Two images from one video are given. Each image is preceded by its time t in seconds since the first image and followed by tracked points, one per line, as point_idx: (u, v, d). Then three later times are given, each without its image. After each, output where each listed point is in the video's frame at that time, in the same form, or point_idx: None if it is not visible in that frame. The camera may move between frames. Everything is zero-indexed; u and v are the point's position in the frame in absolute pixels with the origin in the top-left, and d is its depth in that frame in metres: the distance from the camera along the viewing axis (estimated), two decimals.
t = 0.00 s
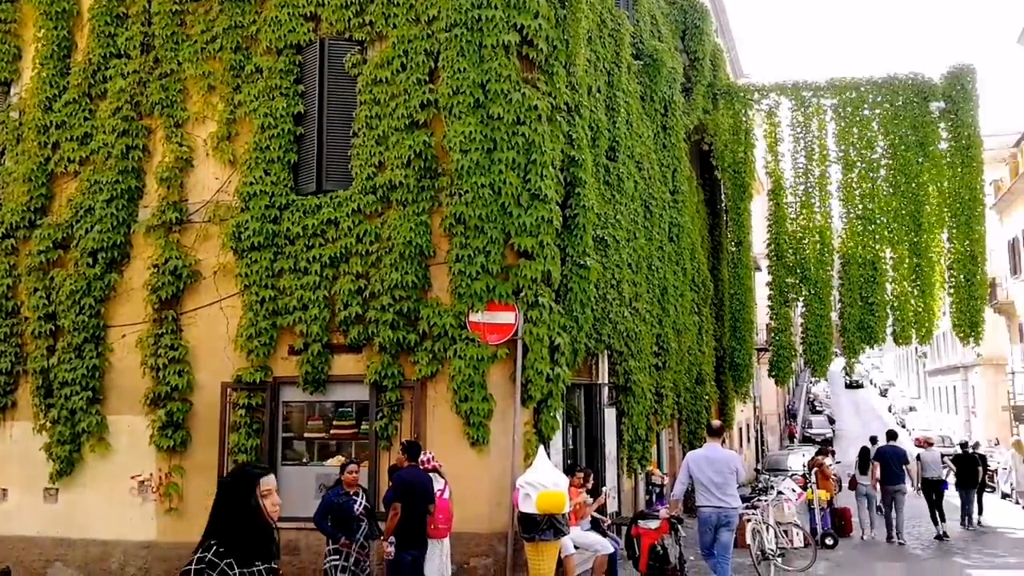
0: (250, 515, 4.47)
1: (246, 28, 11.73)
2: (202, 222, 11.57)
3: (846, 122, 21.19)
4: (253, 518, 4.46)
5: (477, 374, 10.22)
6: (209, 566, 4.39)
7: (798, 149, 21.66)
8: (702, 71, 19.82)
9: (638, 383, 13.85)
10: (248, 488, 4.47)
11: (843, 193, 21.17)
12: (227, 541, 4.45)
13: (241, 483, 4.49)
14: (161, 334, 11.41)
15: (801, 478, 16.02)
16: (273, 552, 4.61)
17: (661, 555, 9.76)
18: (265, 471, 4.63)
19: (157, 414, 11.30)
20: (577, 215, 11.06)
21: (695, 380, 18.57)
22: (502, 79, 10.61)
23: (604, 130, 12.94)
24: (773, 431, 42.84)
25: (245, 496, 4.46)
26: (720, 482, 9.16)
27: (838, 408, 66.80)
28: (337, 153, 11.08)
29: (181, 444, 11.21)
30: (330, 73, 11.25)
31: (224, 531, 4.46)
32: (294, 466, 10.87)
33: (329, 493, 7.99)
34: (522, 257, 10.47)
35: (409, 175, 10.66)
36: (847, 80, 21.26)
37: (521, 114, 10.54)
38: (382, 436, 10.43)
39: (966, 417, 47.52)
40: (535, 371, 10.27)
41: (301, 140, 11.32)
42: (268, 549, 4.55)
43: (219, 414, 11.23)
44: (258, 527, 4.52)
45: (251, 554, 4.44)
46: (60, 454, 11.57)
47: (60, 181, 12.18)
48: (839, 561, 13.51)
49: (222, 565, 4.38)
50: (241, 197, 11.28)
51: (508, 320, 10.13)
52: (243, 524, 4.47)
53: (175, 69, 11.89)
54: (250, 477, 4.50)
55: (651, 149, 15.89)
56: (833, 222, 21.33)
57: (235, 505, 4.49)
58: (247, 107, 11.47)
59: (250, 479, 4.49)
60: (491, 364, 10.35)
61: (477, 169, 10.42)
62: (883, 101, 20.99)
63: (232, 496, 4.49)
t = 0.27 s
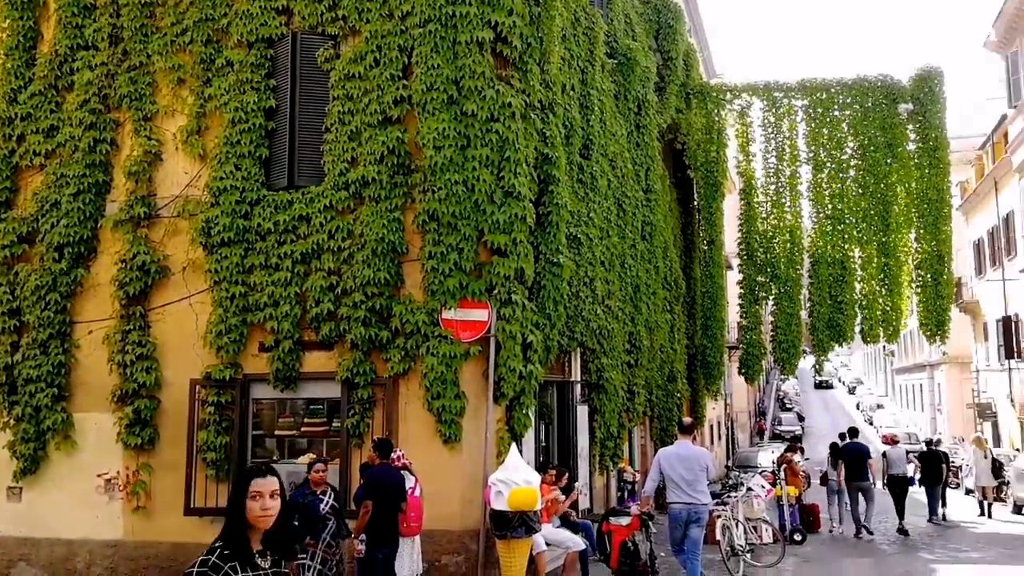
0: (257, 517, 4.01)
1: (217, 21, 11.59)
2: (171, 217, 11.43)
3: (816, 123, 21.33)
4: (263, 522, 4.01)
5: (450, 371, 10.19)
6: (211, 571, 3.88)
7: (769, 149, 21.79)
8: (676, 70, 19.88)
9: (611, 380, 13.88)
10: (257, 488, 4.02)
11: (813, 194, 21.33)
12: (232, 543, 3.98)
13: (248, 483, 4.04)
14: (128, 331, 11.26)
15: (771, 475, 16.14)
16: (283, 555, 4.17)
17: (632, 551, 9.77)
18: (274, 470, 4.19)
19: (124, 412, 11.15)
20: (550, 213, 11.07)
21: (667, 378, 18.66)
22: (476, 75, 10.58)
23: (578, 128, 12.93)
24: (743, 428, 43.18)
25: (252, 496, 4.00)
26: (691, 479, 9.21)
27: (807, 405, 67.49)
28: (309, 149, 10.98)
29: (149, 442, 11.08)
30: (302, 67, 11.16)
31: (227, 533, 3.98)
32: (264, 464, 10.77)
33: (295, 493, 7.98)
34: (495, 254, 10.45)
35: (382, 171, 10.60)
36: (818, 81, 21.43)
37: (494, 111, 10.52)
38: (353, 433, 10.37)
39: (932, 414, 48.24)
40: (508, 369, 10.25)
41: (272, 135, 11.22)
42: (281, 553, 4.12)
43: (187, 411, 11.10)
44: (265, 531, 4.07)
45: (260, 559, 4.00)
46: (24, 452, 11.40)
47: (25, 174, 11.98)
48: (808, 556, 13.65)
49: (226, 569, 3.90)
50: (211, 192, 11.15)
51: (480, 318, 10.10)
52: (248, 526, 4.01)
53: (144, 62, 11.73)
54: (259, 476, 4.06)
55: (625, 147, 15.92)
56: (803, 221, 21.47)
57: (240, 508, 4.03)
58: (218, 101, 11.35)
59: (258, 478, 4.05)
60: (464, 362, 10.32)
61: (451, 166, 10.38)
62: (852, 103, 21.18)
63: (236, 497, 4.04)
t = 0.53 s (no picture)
0: (260, 508, 3.78)
1: (186, 9, 11.44)
2: (138, 208, 11.27)
3: (786, 120, 21.47)
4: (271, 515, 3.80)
5: (421, 365, 10.15)
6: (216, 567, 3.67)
7: (741, 145, 21.90)
8: (649, 66, 19.92)
9: (582, 375, 13.86)
10: (259, 478, 3.80)
11: (783, 190, 21.49)
12: (238, 536, 3.76)
13: (250, 474, 3.83)
14: (94, 323, 11.10)
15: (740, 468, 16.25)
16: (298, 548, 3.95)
17: (603, 544, 9.79)
18: (283, 460, 3.96)
19: (89, 405, 10.99)
20: (523, 207, 11.04)
21: (638, 372, 18.74)
22: (449, 68, 10.52)
23: (551, 122, 12.91)
24: (713, 422, 43.50)
25: (254, 487, 3.78)
26: (660, 472, 9.25)
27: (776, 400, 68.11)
28: (279, 140, 10.87)
29: (114, 436, 10.93)
30: (273, 57, 11.03)
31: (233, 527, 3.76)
32: (231, 458, 10.65)
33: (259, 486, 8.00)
34: (467, 248, 10.41)
35: (353, 164, 10.52)
36: (789, 78, 21.57)
37: (467, 104, 10.47)
38: (323, 427, 10.30)
39: (898, 409, 48.92)
40: (479, 363, 10.23)
41: (242, 125, 11.09)
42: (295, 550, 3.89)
43: (153, 405, 10.97)
44: (274, 524, 3.85)
45: (267, 552, 3.77)
46: None
47: None
48: (775, 549, 13.77)
49: (231, 563, 3.68)
50: (179, 183, 11.01)
51: (452, 311, 10.16)
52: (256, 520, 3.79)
53: (111, 50, 11.54)
54: (261, 467, 3.84)
55: (597, 142, 15.92)
56: (773, 217, 21.62)
57: (243, 501, 3.81)
58: (186, 90, 11.19)
59: (260, 469, 3.84)
60: (435, 356, 10.29)
61: (423, 159, 10.33)
62: (822, 100, 21.34)
63: (239, 489, 3.82)
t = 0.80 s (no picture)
0: (260, 503, 3.70)
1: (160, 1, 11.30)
2: (110, 202, 11.12)
3: (763, 117, 21.59)
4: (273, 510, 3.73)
5: (398, 360, 10.10)
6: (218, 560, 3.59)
7: (718, 141, 21.97)
8: (627, 62, 19.92)
9: (560, 371, 13.79)
10: (260, 471, 3.75)
11: (760, 186, 21.61)
12: (238, 529, 3.68)
13: (252, 467, 3.78)
14: (66, 318, 10.96)
15: (716, 463, 16.33)
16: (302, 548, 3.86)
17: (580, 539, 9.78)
18: (286, 459, 3.92)
19: (61, 401, 10.85)
20: (501, 202, 11.02)
21: (616, 367, 18.78)
22: (426, 62, 10.46)
23: (529, 117, 12.88)
24: (690, 417, 43.71)
25: (255, 480, 3.72)
26: (638, 467, 9.26)
27: (752, 395, 68.56)
28: (254, 133, 10.77)
29: (87, 433, 10.80)
30: (248, 50, 10.93)
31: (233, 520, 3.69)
32: (206, 455, 10.55)
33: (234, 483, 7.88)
34: (445, 243, 10.36)
35: (330, 158, 10.45)
36: (766, 75, 21.66)
37: (445, 98, 10.41)
38: (299, 423, 10.24)
39: (872, 404, 49.41)
40: (457, 358, 10.20)
41: (217, 119, 10.97)
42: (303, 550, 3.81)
43: (127, 401, 10.85)
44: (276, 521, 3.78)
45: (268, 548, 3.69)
46: None
47: None
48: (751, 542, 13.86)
49: (230, 556, 3.60)
50: (152, 176, 10.88)
51: (429, 307, 9.98)
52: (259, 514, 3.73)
53: (83, 41, 11.37)
54: (263, 461, 3.79)
55: (575, 138, 15.92)
56: (750, 213, 21.73)
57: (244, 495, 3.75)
58: (160, 82, 11.06)
59: (262, 462, 3.79)
60: (413, 352, 10.25)
61: (400, 154, 10.27)
62: (798, 97, 21.47)
63: (241, 483, 3.76)
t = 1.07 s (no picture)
0: (239, 496, 3.75)
1: None
2: (83, 194, 10.98)
3: (740, 115, 21.70)
4: (252, 503, 3.76)
5: (374, 355, 10.06)
6: (196, 559, 3.68)
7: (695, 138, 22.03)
8: (605, 57, 19.93)
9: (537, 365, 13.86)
10: (240, 465, 3.80)
11: (736, 184, 21.73)
12: (217, 525, 3.75)
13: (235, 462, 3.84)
14: (36, 311, 10.82)
15: (691, 458, 16.40)
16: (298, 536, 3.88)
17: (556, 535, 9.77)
18: (274, 450, 3.94)
19: (31, 395, 10.72)
20: (479, 197, 11.00)
21: (593, 363, 18.83)
22: (405, 56, 10.40)
23: (507, 112, 12.86)
24: (666, 412, 43.92)
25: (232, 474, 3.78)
26: (613, 462, 9.28)
27: (727, 391, 68.95)
28: (230, 126, 10.67)
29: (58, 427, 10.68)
30: (224, 42, 10.83)
31: (213, 517, 3.77)
32: (181, 450, 10.53)
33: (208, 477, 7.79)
34: (422, 238, 10.32)
35: (307, 151, 10.38)
36: (744, 73, 21.75)
37: (423, 92, 10.36)
38: (274, 418, 10.18)
39: (845, 400, 49.90)
40: (434, 353, 10.17)
41: (191, 110, 10.86)
42: (292, 542, 3.83)
43: (99, 395, 10.73)
44: (261, 513, 3.81)
45: (249, 542, 3.74)
46: None
47: None
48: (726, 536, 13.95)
49: (207, 552, 3.68)
50: (126, 168, 10.75)
51: (406, 302, 9.94)
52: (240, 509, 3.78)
53: (54, 30, 11.20)
54: (245, 455, 3.84)
55: (554, 133, 15.91)
56: (726, 210, 21.85)
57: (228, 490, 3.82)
58: (133, 73, 10.92)
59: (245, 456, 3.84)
60: (389, 347, 10.21)
61: (378, 148, 10.20)
62: (775, 95, 21.59)
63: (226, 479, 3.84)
